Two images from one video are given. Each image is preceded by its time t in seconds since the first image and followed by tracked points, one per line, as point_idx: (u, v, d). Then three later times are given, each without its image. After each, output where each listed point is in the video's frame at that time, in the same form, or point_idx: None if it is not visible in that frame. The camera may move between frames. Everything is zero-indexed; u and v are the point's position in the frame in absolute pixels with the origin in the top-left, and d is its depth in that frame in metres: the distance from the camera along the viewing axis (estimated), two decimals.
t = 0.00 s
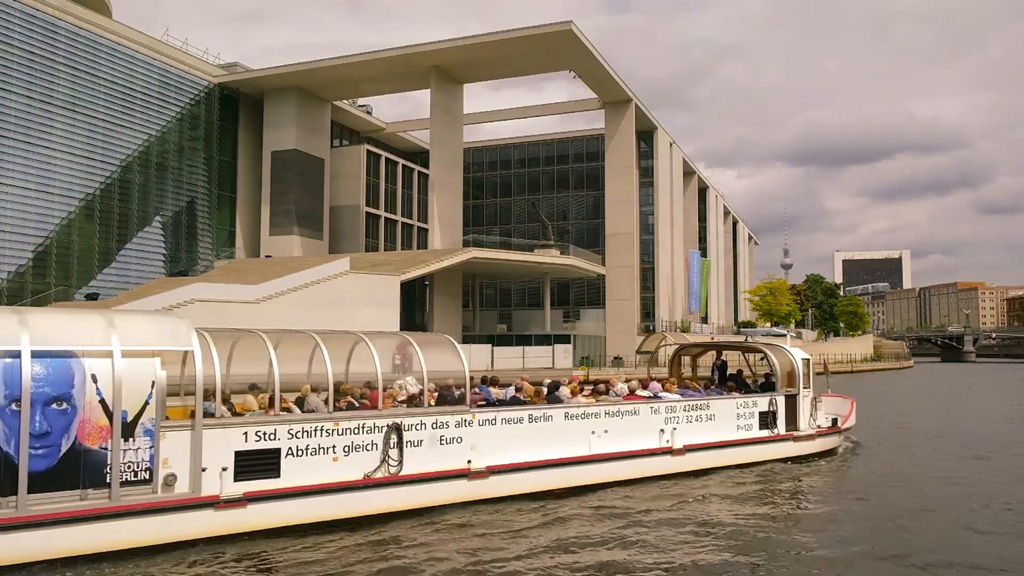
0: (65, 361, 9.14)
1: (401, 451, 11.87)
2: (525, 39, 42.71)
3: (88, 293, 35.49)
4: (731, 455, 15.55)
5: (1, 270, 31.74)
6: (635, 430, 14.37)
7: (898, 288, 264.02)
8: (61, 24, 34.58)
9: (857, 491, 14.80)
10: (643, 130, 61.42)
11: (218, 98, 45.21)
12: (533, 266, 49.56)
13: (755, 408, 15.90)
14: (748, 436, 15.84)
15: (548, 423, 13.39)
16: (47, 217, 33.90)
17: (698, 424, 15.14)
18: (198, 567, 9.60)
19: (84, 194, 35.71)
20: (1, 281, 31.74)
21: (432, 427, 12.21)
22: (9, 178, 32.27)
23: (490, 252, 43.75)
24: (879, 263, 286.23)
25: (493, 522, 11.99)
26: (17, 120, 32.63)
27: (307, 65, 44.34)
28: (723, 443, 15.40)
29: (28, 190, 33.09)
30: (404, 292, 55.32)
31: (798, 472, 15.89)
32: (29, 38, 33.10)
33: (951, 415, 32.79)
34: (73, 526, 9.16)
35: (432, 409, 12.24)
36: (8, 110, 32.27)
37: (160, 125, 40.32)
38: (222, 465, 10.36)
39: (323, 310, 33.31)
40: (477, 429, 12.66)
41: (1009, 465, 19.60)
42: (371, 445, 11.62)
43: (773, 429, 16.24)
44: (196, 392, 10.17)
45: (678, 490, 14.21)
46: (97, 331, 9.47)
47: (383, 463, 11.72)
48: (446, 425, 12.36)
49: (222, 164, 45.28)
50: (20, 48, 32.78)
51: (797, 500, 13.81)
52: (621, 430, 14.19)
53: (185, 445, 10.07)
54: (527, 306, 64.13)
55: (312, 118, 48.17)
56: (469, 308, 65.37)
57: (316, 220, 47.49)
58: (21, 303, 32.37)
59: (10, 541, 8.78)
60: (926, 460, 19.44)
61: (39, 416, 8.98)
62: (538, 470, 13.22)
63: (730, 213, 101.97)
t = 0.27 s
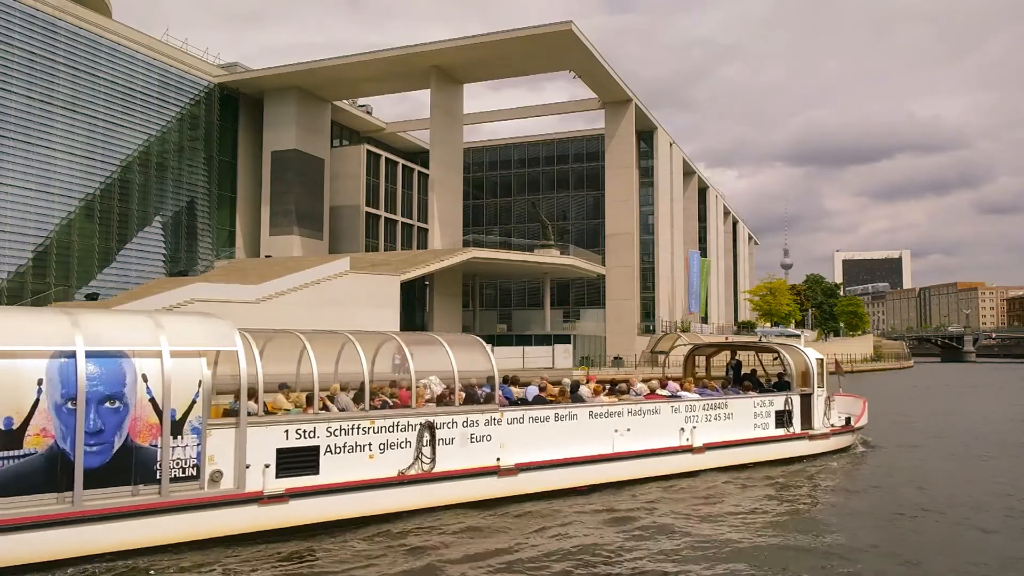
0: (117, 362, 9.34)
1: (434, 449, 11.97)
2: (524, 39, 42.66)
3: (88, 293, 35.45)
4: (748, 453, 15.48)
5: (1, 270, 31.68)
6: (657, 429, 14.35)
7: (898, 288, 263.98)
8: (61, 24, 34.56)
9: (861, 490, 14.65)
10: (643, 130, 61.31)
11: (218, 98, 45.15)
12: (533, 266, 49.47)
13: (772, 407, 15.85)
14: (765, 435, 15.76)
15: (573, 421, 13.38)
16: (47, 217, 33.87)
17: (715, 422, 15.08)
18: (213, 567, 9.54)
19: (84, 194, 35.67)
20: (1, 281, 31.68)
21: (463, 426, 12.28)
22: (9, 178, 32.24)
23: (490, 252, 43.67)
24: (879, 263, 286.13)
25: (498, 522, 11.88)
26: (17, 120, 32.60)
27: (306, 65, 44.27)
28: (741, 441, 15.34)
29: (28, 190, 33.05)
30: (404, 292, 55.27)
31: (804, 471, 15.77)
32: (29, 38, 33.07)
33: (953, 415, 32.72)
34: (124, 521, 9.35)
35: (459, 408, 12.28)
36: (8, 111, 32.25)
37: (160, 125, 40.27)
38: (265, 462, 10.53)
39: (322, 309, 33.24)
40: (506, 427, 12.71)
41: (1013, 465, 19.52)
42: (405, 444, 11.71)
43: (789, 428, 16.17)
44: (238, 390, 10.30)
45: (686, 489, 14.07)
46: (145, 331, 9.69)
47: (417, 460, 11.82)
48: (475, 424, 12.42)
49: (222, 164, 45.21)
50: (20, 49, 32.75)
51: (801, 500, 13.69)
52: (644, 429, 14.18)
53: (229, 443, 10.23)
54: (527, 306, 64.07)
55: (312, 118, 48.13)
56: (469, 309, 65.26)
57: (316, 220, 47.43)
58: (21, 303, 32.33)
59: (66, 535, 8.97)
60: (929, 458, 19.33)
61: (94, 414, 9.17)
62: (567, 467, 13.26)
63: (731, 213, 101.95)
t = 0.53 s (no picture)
0: (166, 361, 9.34)
1: (465, 447, 11.96)
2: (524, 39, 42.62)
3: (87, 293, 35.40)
4: (765, 452, 15.38)
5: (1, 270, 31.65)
6: (677, 427, 14.27)
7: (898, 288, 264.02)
8: (61, 24, 34.53)
9: (868, 487, 14.47)
10: (643, 130, 61.25)
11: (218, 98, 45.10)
12: (533, 266, 49.39)
13: (789, 406, 15.78)
14: (782, 434, 15.69)
15: (596, 420, 13.30)
16: (47, 217, 33.83)
17: (733, 421, 15.00)
18: (249, 563, 9.41)
19: (84, 194, 35.64)
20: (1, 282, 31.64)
21: (492, 424, 12.25)
22: (9, 178, 32.22)
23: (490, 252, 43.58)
24: (879, 263, 286.17)
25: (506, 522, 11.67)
26: (17, 120, 32.58)
27: (306, 65, 44.25)
28: (760, 440, 15.25)
29: (28, 190, 33.03)
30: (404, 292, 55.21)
31: (811, 468, 15.60)
32: (29, 38, 33.05)
33: (955, 415, 32.61)
34: (170, 517, 9.30)
35: (489, 407, 12.24)
36: (8, 110, 32.23)
37: (160, 125, 40.23)
38: (305, 459, 10.50)
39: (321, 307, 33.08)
40: (533, 426, 12.66)
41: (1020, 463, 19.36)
42: (437, 441, 11.71)
43: (805, 426, 16.09)
44: (282, 388, 10.25)
45: (694, 487, 13.87)
46: (191, 331, 9.69)
47: (449, 458, 11.81)
48: (504, 422, 12.38)
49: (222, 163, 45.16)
50: (20, 49, 32.73)
51: (810, 497, 13.50)
52: (665, 428, 14.12)
53: (272, 440, 10.21)
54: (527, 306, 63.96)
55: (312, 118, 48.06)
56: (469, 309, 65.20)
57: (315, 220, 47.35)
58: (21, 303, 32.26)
59: (117, 529, 8.94)
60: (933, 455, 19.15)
61: (145, 413, 9.17)
62: (592, 464, 13.21)
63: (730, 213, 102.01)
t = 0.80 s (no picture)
0: (212, 361, 9.44)
1: (495, 444, 11.99)
2: (523, 40, 42.59)
3: (87, 293, 35.35)
4: (781, 451, 15.36)
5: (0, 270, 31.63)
6: (696, 426, 14.20)
7: (898, 288, 264.07)
8: (61, 24, 34.52)
9: (876, 487, 14.29)
10: (643, 130, 61.12)
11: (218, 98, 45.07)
12: (533, 266, 49.36)
13: (804, 405, 15.74)
14: (798, 432, 15.67)
15: (617, 419, 13.25)
16: (47, 217, 33.80)
17: (750, 420, 14.94)
18: (275, 564, 9.32)
19: (84, 194, 35.61)
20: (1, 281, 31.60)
21: (520, 422, 12.26)
22: (8, 178, 32.18)
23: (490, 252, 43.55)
24: (879, 263, 286.12)
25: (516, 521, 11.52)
26: (17, 119, 32.58)
27: (305, 65, 44.20)
28: (776, 439, 15.24)
29: (28, 190, 33.02)
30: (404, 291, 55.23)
31: (818, 468, 15.44)
32: (29, 39, 33.03)
33: (957, 414, 32.53)
34: (214, 513, 9.38)
35: (518, 406, 12.26)
36: (8, 110, 32.20)
37: (159, 125, 40.19)
38: (344, 456, 10.58)
39: (321, 306, 32.92)
40: (560, 424, 12.66)
41: None
42: (468, 438, 11.76)
43: (819, 425, 16.03)
44: (322, 388, 10.32)
45: (702, 487, 13.70)
46: (235, 333, 9.79)
47: (479, 455, 11.86)
48: (532, 421, 12.39)
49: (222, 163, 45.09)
50: (20, 49, 32.71)
51: (817, 497, 13.32)
52: (687, 426, 14.08)
53: (312, 438, 10.29)
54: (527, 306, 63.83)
55: (312, 118, 48.02)
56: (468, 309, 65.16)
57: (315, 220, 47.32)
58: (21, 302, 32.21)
59: (166, 525, 9.06)
60: (940, 453, 18.99)
61: (193, 411, 9.29)
62: (618, 461, 13.21)
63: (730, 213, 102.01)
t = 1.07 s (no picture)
0: (256, 360, 8.09)
1: (524, 442, 10.27)
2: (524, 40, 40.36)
3: (87, 293, 32.28)
4: (799, 450, 14.58)
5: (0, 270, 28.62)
6: (716, 425, 12.99)
7: (897, 288, 263.41)
8: (61, 23, 31.43)
9: (909, 496, 12.89)
10: (643, 130, 58.16)
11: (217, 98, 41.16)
12: (533, 266, 48.38)
13: (818, 404, 15.11)
14: (812, 431, 14.97)
15: (642, 417, 11.75)
16: (47, 220, 30.75)
17: (767, 420, 13.98)
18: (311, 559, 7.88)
19: (84, 194, 32.31)
20: None
21: (547, 420, 10.55)
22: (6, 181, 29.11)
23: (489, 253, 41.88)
24: (877, 263, 285.02)
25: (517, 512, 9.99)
26: (16, 120, 29.63)
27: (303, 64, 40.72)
28: (794, 436, 14.41)
29: (28, 191, 30.08)
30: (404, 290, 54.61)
31: (839, 476, 14.03)
32: (29, 39, 30.03)
33: (962, 414, 31.87)
34: (249, 512, 7.90)
35: (546, 402, 10.56)
36: (6, 113, 29.15)
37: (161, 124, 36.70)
38: (378, 453, 8.96)
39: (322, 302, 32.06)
40: (585, 422, 10.98)
41: None
42: (496, 436, 10.04)
43: (833, 424, 15.49)
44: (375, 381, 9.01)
45: (719, 488, 12.30)
46: (275, 332, 8.41)
47: (508, 452, 10.14)
48: (557, 419, 10.66)
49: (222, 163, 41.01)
50: (20, 50, 29.74)
51: (848, 505, 11.91)
52: (705, 425, 12.77)
53: (351, 437, 8.74)
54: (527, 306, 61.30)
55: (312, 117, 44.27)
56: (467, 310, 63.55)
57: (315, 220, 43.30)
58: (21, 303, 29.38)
59: (188, 527, 7.53)
60: (962, 457, 17.69)
61: (239, 408, 7.92)
62: (649, 459, 11.77)
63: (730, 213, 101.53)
